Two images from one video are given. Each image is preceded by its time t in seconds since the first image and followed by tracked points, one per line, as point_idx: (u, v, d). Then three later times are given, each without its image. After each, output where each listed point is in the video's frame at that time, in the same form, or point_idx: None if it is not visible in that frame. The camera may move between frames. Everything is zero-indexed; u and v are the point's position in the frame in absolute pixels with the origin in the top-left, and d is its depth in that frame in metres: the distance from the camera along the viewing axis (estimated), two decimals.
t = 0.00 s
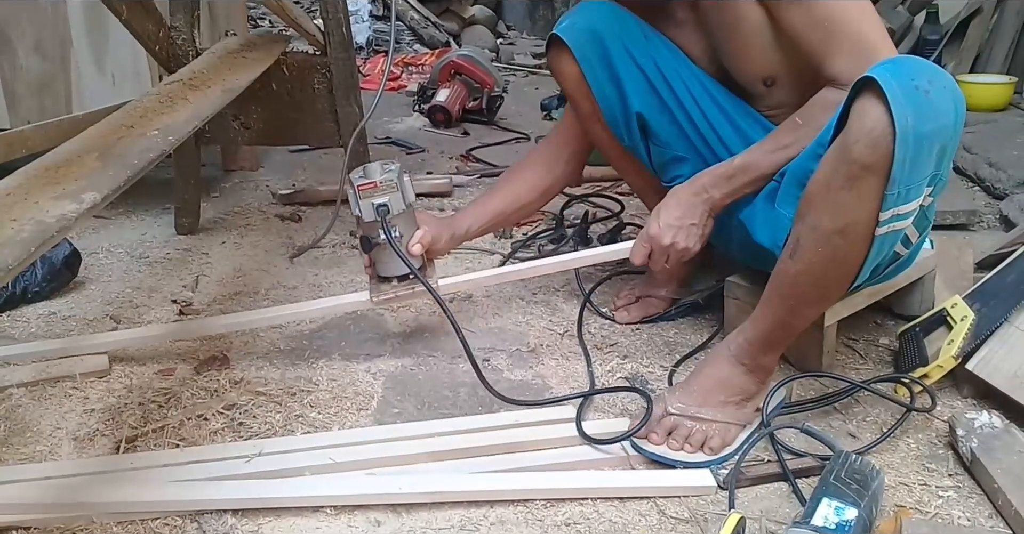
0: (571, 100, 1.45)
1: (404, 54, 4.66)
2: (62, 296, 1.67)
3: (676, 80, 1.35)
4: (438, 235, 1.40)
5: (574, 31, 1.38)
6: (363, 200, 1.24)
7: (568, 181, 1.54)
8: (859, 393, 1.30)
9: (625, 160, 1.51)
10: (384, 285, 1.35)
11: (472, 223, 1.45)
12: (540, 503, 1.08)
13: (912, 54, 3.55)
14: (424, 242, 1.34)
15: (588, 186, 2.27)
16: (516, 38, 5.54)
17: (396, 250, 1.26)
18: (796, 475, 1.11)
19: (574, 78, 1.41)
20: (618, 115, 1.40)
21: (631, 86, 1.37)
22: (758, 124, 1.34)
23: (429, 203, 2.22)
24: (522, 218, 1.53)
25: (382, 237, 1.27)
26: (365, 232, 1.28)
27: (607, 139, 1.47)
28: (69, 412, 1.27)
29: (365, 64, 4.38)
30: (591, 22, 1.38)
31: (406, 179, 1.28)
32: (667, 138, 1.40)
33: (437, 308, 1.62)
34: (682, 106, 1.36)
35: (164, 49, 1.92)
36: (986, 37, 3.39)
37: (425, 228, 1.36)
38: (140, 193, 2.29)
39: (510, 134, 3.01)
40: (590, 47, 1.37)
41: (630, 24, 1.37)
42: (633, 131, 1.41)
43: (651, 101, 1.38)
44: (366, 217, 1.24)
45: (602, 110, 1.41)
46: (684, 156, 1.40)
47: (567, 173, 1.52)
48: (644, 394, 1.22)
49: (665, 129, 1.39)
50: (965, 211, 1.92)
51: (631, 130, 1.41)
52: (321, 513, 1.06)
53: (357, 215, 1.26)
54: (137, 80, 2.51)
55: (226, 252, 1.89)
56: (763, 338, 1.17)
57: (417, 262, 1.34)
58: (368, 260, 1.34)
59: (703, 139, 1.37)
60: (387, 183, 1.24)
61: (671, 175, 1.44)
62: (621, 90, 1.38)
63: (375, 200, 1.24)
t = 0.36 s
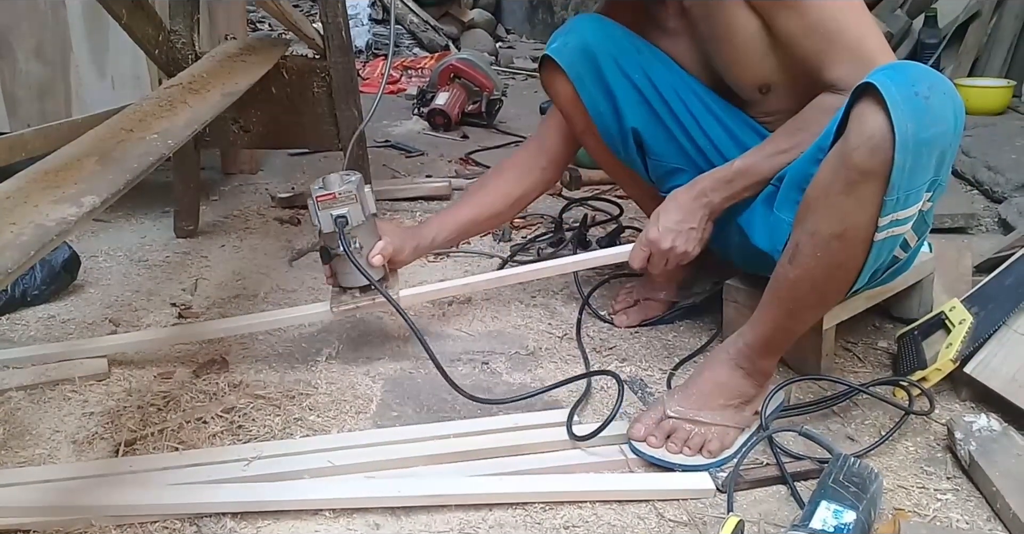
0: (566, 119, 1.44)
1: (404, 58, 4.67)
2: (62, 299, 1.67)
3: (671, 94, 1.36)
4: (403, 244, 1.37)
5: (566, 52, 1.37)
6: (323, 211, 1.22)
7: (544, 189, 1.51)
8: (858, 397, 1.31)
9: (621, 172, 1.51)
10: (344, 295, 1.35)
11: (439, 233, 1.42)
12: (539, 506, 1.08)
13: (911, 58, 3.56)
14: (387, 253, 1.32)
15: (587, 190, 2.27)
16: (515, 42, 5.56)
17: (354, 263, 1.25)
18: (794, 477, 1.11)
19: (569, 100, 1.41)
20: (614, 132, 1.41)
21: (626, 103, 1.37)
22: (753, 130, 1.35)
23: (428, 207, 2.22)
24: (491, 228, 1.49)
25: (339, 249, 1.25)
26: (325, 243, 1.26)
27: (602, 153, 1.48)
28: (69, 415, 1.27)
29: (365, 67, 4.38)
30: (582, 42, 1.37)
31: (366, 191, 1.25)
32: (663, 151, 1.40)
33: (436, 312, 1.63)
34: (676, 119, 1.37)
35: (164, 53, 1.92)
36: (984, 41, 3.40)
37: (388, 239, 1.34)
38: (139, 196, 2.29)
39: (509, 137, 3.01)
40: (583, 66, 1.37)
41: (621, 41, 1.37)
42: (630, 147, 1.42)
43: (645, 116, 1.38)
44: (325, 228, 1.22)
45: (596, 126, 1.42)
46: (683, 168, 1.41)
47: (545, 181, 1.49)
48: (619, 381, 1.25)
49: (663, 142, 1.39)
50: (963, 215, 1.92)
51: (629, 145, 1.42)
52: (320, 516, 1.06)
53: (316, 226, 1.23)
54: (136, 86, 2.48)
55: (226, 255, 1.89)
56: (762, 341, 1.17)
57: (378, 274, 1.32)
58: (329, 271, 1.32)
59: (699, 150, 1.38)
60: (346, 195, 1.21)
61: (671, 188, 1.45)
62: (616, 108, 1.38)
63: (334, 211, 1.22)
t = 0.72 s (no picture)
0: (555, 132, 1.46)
1: (403, 59, 4.67)
2: (61, 301, 1.67)
3: (657, 104, 1.37)
4: (352, 256, 1.36)
5: (553, 71, 1.38)
6: (267, 222, 1.21)
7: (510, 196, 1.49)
8: (856, 398, 1.31)
9: (611, 178, 1.53)
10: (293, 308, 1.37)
11: (392, 243, 1.40)
12: (538, 508, 1.07)
13: (909, 59, 3.56)
14: (333, 265, 1.32)
15: (585, 191, 2.28)
16: (514, 43, 5.56)
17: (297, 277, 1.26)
18: (793, 479, 1.11)
19: (557, 118, 1.42)
20: (605, 145, 1.43)
21: (615, 119, 1.39)
22: (743, 133, 1.35)
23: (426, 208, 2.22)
24: (449, 237, 1.47)
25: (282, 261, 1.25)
26: (272, 254, 1.25)
27: (592, 160, 1.50)
28: (68, 417, 1.27)
29: (364, 69, 4.39)
30: (568, 60, 1.37)
31: (315, 203, 1.25)
32: (653, 160, 1.42)
33: (434, 314, 1.63)
34: (664, 128, 1.38)
35: (163, 54, 1.92)
36: (983, 43, 3.40)
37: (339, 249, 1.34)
38: (139, 198, 2.29)
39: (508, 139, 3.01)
40: (569, 84, 1.37)
41: (606, 55, 1.37)
42: (622, 159, 1.44)
43: (634, 129, 1.40)
44: (271, 239, 1.22)
45: (585, 139, 1.44)
46: (676, 177, 1.43)
47: (510, 185, 1.47)
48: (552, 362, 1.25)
49: (654, 152, 1.41)
50: (962, 216, 1.92)
51: (621, 157, 1.44)
52: (320, 518, 1.06)
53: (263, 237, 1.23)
54: (135, 89, 2.50)
55: (225, 257, 1.89)
56: (761, 343, 1.17)
57: (326, 285, 1.34)
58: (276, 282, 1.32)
59: (689, 157, 1.39)
60: (292, 206, 1.21)
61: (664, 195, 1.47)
62: (606, 124, 1.40)
63: (279, 223, 1.21)
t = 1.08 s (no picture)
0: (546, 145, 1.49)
1: (403, 60, 4.67)
2: (60, 302, 1.67)
3: (647, 116, 1.38)
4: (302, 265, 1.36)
5: (541, 89, 1.38)
6: (213, 232, 1.22)
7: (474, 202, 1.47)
8: (856, 399, 1.31)
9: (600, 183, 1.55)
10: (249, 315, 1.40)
11: (348, 253, 1.39)
12: (538, 508, 1.07)
13: (909, 60, 3.57)
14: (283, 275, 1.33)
15: (585, 192, 2.28)
16: (514, 43, 5.56)
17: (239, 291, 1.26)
18: (792, 479, 1.11)
19: (547, 133, 1.44)
20: (598, 159, 1.46)
21: (605, 133, 1.41)
22: (734, 137, 1.36)
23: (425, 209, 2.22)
24: (406, 246, 1.45)
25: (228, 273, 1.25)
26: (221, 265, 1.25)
27: (586, 170, 1.52)
28: (67, 417, 1.27)
29: (364, 69, 4.39)
30: (556, 77, 1.37)
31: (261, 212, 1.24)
32: (646, 168, 1.44)
33: (434, 314, 1.63)
34: (655, 135, 1.39)
35: (163, 55, 1.92)
36: (982, 43, 3.40)
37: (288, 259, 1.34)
38: (139, 198, 2.29)
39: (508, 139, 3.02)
40: (556, 98, 1.38)
41: (591, 68, 1.38)
42: (615, 170, 1.46)
43: (625, 142, 1.42)
44: (217, 248, 1.22)
45: (576, 150, 1.46)
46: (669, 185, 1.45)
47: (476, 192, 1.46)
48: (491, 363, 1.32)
49: (646, 163, 1.43)
50: (962, 217, 1.92)
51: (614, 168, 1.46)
52: (319, 518, 1.06)
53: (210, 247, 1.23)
54: (135, 89, 2.55)
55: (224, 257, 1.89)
56: (761, 344, 1.17)
57: (276, 295, 1.35)
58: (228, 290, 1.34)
59: (680, 162, 1.40)
60: (236, 217, 1.21)
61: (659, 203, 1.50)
62: (597, 138, 1.42)
63: (224, 233, 1.21)
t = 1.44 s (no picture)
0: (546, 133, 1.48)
1: (402, 59, 4.67)
2: (59, 301, 1.67)
3: (648, 104, 1.38)
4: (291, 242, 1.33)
5: (542, 74, 1.38)
6: (197, 203, 1.22)
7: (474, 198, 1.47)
8: (856, 398, 1.31)
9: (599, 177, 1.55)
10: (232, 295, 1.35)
11: (339, 231, 1.37)
12: (537, 507, 1.07)
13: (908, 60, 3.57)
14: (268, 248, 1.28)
15: (584, 191, 2.28)
16: (513, 42, 5.55)
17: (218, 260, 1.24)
18: (792, 479, 1.11)
19: (547, 120, 1.43)
20: (597, 148, 1.45)
21: (607, 122, 1.40)
22: (735, 129, 1.36)
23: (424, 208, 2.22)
24: (400, 236, 1.44)
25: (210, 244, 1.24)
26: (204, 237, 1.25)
27: (585, 163, 1.52)
28: (66, 416, 1.27)
29: (363, 68, 4.39)
30: (558, 64, 1.38)
31: (245, 185, 1.24)
32: (648, 161, 1.43)
33: (434, 313, 1.63)
34: (658, 128, 1.39)
35: (162, 54, 1.91)
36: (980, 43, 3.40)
37: (274, 233, 1.30)
38: (138, 198, 2.29)
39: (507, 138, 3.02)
40: (560, 89, 1.38)
41: (593, 55, 1.38)
42: (614, 161, 1.46)
43: (626, 131, 1.41)
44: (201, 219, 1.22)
45: (577, 141, 1.45)
46: (668, 177, 1.44)
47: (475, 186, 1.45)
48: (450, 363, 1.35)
49: (645, 155, 1.42)
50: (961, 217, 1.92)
51: (613, 158, 1.46)
52: (318, 517, 1.06)
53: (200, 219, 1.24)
54: (134, 88, 2.54)
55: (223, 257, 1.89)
56: (758, 347, 1.18)
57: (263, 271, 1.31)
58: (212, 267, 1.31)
59: (683, 156, 1.40)
60: (218, 187, 1.21)
61: (658, 197, 1.48)
62: (597, 127, 1.42)
63: (207, 203, 1.21)
